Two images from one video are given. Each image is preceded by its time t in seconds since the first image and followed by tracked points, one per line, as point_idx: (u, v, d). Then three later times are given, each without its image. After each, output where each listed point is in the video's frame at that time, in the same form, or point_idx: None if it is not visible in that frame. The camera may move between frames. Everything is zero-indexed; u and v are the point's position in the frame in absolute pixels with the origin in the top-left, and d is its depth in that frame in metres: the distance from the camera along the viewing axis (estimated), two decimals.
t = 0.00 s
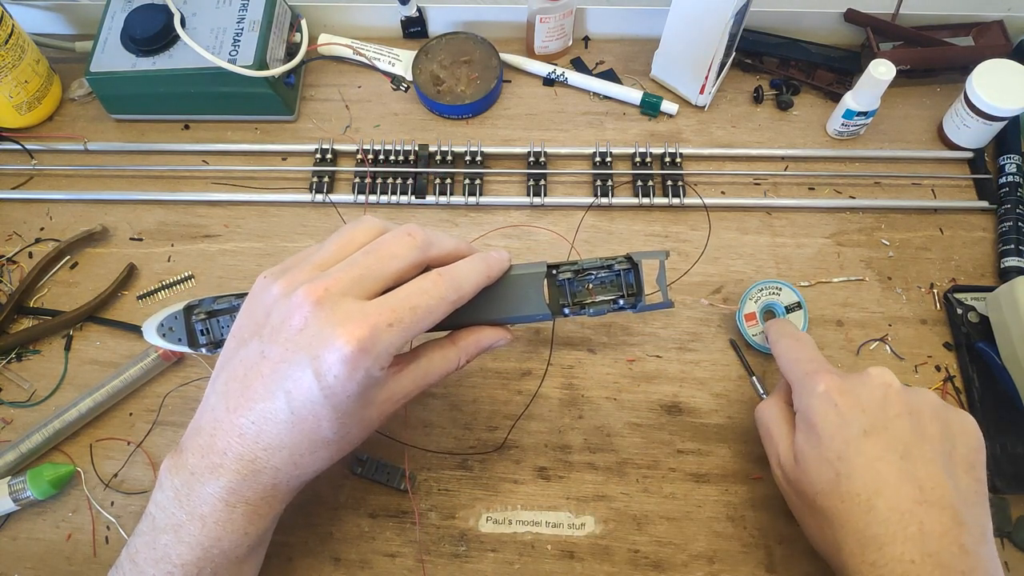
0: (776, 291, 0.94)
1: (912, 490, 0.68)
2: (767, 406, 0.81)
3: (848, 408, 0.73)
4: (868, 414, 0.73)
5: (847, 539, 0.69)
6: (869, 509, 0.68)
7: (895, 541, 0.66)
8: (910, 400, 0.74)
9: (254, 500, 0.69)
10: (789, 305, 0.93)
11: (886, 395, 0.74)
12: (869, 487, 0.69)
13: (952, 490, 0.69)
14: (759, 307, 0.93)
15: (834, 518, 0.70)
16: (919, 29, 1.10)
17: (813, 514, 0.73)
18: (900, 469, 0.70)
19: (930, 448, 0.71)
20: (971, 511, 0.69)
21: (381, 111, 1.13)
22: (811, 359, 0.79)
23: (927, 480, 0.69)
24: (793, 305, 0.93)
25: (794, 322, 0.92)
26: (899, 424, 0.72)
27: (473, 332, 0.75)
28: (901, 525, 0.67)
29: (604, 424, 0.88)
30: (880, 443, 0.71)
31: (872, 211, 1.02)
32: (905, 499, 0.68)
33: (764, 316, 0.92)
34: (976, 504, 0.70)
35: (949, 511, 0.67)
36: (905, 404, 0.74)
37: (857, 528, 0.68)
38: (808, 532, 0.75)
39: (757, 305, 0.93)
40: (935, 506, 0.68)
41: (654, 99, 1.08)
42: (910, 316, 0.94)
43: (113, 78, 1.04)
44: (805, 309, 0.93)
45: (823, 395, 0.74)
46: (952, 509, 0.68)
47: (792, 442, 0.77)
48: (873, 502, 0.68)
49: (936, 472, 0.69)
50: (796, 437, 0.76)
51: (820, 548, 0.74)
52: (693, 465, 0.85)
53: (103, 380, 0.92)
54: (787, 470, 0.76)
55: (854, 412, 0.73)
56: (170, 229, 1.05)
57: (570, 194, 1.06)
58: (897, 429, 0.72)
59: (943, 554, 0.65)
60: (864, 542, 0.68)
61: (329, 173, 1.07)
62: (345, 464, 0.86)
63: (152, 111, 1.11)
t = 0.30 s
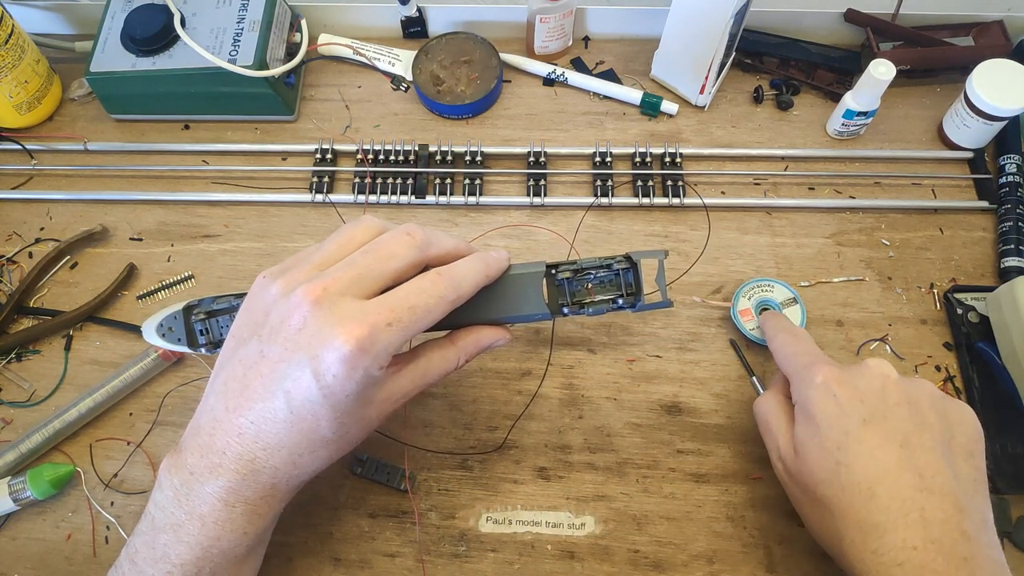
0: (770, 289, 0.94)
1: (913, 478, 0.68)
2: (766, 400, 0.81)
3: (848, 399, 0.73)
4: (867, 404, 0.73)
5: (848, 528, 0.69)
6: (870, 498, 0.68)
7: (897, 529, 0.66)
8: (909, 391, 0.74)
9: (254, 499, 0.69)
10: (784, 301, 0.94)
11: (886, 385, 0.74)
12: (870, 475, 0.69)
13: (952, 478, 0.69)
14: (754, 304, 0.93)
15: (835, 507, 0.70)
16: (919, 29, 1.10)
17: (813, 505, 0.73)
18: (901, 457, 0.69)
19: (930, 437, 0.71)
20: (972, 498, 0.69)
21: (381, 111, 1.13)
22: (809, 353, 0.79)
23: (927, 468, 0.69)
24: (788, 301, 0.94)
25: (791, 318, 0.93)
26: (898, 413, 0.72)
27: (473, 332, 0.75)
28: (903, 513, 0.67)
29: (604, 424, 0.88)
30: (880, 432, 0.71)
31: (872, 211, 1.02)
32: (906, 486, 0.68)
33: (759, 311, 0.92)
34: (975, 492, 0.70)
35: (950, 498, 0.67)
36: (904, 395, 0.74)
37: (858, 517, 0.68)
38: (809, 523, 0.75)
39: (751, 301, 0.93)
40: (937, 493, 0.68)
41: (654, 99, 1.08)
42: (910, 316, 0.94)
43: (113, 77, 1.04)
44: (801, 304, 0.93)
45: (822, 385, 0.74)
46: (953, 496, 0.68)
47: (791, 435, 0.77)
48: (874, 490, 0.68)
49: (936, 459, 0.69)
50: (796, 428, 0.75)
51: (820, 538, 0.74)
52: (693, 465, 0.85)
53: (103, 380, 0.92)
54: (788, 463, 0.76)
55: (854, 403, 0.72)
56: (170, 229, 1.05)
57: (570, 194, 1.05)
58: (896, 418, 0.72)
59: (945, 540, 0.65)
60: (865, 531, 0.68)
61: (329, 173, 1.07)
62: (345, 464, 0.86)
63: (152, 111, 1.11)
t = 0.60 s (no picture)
0: (770, 289, 0.94)
1: (908, 484, 0.68)
2: (761, 404, 0.81)
3: (844, 404, 0.73)
4: (862, 409, 0.72)
5: (842, 533, 0.69)
6: (864, 503, 0.68)
7: (891, 535, 0.66)
8: (904, 397, 0.74)
9: (253, 500, 0.69)
10: (784, 302, 0.94)
11: (881, 392, 0.74)
12: (864, 480, 0.69)
13: (947, 484, 0.69)
14: (753, 303, 0.93)
15: (829, 512, 0.70)
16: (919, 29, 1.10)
17: (808, 510, 0.73)
18: (896, 463, 0.69)
19: (925, 444, 0.71)
20: (967, 505, 0.69)
21: (381, 111, 1.13)
22: (805, 356, 0.79)
23: (922, 474, 0.69)
24: (788, 301, 0.94)
25: (791, 318, 0.93)
26: (893, 419, 0.72)
27: (472, 332, 0.75)
28: (897, 519, 0.67)
29: (604, 424, 0.88)
30: (875, 438, 0.71)
31: (872, 211, 1.02)
32: (900, 492, 0.68)
33: (759, 311, 0.92)
34: (971, 498, 0.70)
35: (945, 505, 0.68)
36: (899, 401, 0.73)
37: (852, 522, 0.68)
38: (803, 529, 0.75)
39: (752, 301, 0.93)
40: (932, 500, 0.68)
41: (654, 99, 1.08)
42: (910, 316, 0.94)
43: (113, 77, 1.03)
44: (801, 305, 0.93)
45: (817, 390, 0.74)
46: (949, 502, 0.68)
47: (786, 441, 0.77)
48: (868, 496, 0.68)
49: (931, 466, 0.70)
50: (792, 434, 0.75)
51: (815, 543, 0.74)
52: (693, 465, 0.85)
53: (103, 380, 0.92)
54: (782, 470, 0.76)
55: (849, 409, 0.72)
56: (170, 229, 1.05)
57: (570, 194, 1.05)
58: (891, 424, 0.72)
59: (940, 547, 0.65)
60: (860, 536, 0.68)
61: (329, 173, 1.07)
62: (345, 464, 0.86)
63: (152, 111, 1.11)
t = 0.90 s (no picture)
0: (770, 289, 0.94)
1: (913, 481, 0.68)
2: (762, 401, 0.81)
3: (851, 399, 0.73)
4: (868, 406, 0.73)
5: (846, 530, 0.69)
6: (868, 500, 0.68)
7: (895, 532, 0.66)
8: (910, 395, 0.74)
9: (253, 500, 0.69)
10: (785, 302, 0.94)
11: (887, 389, 0.74)
12: (869, 477, 0.69)
13: (952, 482, 0.69)
14: (753, 302, 0.93)
15: (832, 510, 0.70)
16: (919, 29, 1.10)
17: (811, 508, 0.73)
18: (901, 461, 0.69)
19: (931, 442, 0.71)
20: (971, 503, 0.69)
21: (381, 111, 1.13)
22: (808, 354, 0.79)
23: (927, 472, 0.69)
24: (788, 302, 0.94)
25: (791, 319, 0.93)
26: (900, 417, 0.72)
27: (473, 332, 0.75)
28: (901, 516, 0.67)
29: (604, 424, 0.88)
30: (881, 435, 0.71)
31: (872, 211, 1.02)
32: (905, 489, 0.68)
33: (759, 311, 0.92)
34: (975, 497, 0.70)
35: (950, 503, 0.68)
36: (906, 398, 0.74)
37: (856, 519, 0.68)
38: (806, 527, 0.74)
39: (751, 301, 0.93)
40: (937, 497, 0.68)
41: (654, 99, 1.08)
42: (910, 316, 0.94)
43: (113, 77, 1.04)
44: (801, 305, 0.93)
45: (824, 386, 0.74)
46: (953, 500, 0.68)
47: (790, 438, 0.76)
48: (872, 493, 0.68)
49: (936, 464, 0.69)
50: (795, 429, 0.75)
51: (817, 541, 0.73)
52: (693, 464, 0.85)
53: (103, 380, 0.92)
54: (785, 465, 0.76)
55: (854, 406, 0.72)
56: (170, 229, 1.05)
57: (570, 194, 1.05)
58: (897, 421, 0.72)
59: (943, 545, 0.65)
60: (863, 534, 0.68)
61: (329, 173, 1.07)
62: (345, 464, 0.86)
63: (152, 111, 1.11)
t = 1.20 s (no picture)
0: (770, 289, 0.94)
1: (903, 474, 0.68)
2: (757, 398, 0.81)
3: (840, 395, 0.73)
4: (857, 401, 0.73)
5: (838, 523, 0.68)
6: (859, 493, 0.68)
7: (885, 524, 0.66)
8: (899, 390, 0.74)
9: (253, 500, 0.69)
10: (784, 303, 0.94)
11: (875, 382, 0.74)
12: (860, 470, 0.69)
13: (941, 474, 0.69)
14: (753, 302, 0.93)
15: (823, 501, 0.70)
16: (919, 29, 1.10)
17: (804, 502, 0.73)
18: (891, 454, 0.69)
19: (920, 435, 0.71)
20: (959, 496, 0.69)
21: (381, 111, 1.13)
22: (802, 350, 0.79)
23: (916, 465, 0.69)
24: (788, 302, 0.93)
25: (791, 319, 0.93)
26: (888, 411, 0.72)
27: (473, 333, 0.75)
28: (892, 508, 0.67)
29: (604, 424, 0.88)
30: (870, 429, 0.71)
31: (872, 211, 1.02)
32: (896, 482, 0.68)
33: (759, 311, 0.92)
34: (964, 490, 0.70)
35: (939, 495, 0.68)
36: (894, 393, 0.74)
37: (847, 512, 0.68)
38: (799, 522, 0.74)
39: (751, 301, 0.93)
40: (926, 489, 0.68)
41: (654, 99, 1.08)
42: (910, 316, 0.94)
43: (113, 77, 1.04)
44: (801, 305, 0.93)
45: (813, 381, 0.74)
46: (942, 493, 0.68)
47: (782, 434, 0.76)
48: (863, 485, 0.68)
49: (926, 457, 0.69)
50: (788, 424, 0.75)
51: (810, 535, 0.73)
52: (693, 464, 0.85)
53: (103, 380, 0.92)
54: (778, 461, 0.76)
55: (844, 399, 0.72)
56: (170, 229, 1.05)
57: (570, 194, 1.05)
58: (887, 416, 0.72)
59: (933, 536, 0.65)
60: (854, 526, 0.67)
61: (329, 173, 1.07)
62: (345, 464, 0.86)
63: (152, 111, 1.11)
